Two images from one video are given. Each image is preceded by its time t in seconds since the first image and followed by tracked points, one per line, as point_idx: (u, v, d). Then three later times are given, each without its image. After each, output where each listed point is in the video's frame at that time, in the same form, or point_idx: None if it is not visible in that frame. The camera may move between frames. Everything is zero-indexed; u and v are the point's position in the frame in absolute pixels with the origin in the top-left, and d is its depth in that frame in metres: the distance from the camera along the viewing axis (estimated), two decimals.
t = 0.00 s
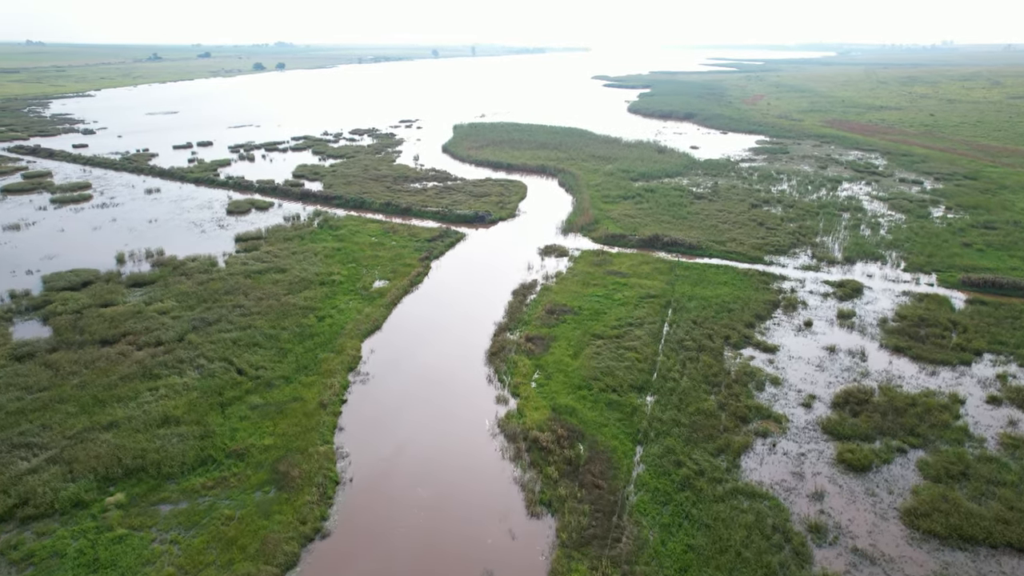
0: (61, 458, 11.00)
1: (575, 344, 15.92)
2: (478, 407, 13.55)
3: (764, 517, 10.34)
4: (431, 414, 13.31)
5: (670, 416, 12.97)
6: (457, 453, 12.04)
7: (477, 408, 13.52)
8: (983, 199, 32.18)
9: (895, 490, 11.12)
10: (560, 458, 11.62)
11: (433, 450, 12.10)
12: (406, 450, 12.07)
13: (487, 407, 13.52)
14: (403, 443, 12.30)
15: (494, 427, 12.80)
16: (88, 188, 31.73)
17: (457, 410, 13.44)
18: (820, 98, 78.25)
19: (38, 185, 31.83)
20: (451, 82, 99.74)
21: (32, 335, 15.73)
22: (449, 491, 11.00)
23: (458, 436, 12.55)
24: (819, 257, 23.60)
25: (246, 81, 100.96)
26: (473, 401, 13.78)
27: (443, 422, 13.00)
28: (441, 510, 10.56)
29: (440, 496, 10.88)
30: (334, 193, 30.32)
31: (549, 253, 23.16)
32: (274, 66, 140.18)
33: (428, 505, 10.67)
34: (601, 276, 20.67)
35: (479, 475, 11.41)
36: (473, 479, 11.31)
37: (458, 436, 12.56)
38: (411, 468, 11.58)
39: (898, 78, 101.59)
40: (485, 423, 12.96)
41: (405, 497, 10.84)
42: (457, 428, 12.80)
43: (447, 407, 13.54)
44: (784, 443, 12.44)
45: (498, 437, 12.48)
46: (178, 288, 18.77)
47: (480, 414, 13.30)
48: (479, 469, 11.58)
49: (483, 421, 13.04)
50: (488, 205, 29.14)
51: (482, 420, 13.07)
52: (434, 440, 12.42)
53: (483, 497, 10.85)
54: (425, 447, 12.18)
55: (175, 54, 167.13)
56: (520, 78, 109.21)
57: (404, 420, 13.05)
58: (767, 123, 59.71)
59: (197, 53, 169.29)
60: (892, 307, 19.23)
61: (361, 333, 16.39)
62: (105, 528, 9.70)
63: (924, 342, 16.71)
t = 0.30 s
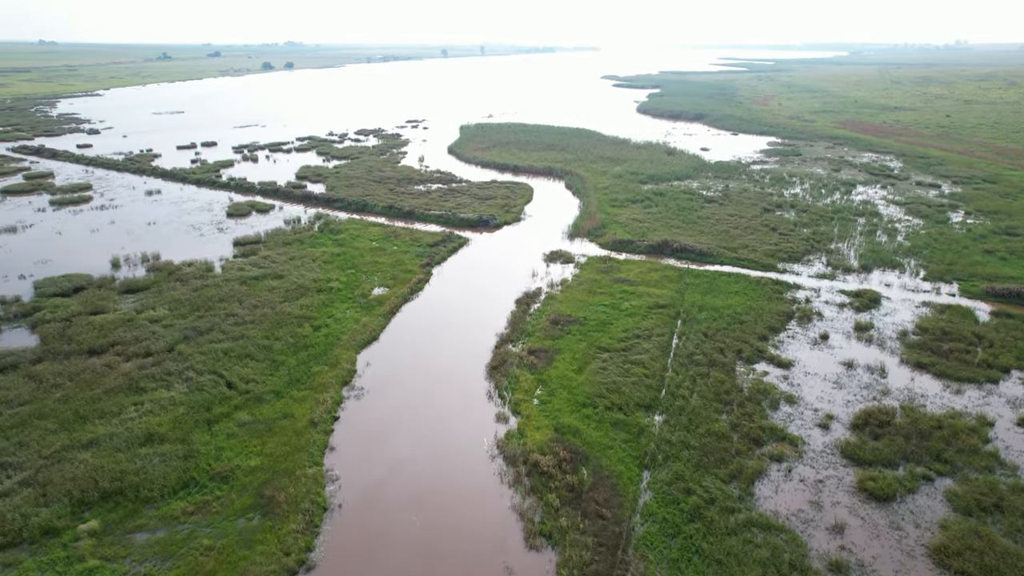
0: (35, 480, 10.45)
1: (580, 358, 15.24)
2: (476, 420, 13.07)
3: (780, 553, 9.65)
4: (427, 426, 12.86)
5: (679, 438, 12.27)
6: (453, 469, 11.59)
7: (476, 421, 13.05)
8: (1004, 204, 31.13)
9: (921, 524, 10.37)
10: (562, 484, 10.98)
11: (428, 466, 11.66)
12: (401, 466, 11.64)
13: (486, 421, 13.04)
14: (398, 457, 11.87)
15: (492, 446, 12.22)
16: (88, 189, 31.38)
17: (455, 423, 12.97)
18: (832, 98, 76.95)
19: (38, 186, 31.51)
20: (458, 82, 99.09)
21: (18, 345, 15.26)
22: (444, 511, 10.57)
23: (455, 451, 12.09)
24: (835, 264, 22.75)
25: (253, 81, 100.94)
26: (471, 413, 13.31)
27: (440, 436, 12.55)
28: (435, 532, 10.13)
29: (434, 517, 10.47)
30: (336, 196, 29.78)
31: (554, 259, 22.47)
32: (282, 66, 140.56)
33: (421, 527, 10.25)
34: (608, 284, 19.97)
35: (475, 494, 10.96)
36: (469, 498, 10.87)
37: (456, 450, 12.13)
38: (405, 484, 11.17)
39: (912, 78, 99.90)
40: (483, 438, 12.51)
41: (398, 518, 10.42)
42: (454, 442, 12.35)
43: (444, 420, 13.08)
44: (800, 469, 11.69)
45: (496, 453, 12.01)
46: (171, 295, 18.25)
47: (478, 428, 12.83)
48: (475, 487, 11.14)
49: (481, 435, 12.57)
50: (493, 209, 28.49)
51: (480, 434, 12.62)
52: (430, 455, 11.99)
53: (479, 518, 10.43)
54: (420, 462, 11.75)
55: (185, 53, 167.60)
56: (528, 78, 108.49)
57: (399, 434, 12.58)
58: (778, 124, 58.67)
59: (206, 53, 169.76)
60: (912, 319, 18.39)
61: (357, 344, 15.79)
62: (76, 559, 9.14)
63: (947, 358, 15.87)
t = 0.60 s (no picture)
0: (6, 505, 9.88)
1: (586, 374, 14.54)
2: (475, 434, 12.63)
3: None
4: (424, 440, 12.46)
5: (690, 464, 11.54)
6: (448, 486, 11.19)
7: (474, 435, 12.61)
8: None
9: (952, 564, 9.61)
10: (565, 515, 10.30)
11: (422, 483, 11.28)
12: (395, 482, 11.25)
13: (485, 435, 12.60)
14: (393, 473, 11.49)
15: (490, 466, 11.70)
16: (89, 191, 31.01)
17: (453, 436, 12.56)
18: (845, 99, 75.68)
19: (39, 188, 31.17)
20: (466, 82, 98.51)
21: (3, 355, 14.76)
22: (436, 530, 10.21)
23: (451, 467, 11.68)
24: (853, 272, 21.87)
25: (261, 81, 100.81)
26: (469, 427, 12.88)
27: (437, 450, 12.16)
28: (426, 554, 9.76)
29: (426, 537, 10.09)
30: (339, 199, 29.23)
31: (560, 266, 21.76)
32: (291, 66, 140.65)
33: (411, 548, 9.87)
34: (616, 293, 19.24)
35: (470, 513, 10.56)
36: (462, 518, 10.47)
37: (452, 465, 11.72)
38: (398, 501, 10.82)
39: (926, 79, 98.19)
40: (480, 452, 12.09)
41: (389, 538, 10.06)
42: (451, 458, 11.93)
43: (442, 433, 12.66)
44: (820, 499, 10.94)
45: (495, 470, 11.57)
46: (164, 303, 17.72)
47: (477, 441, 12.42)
48: (471, 505, 10.74)
49: (479, 450, 12.15)
50: (498, 213, 27.81)
51: (477, 449, 12.21)
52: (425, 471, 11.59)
53: (473, 539, 10.04)
54: (415, 479, 11.36)
55: (195, 53, 168.20)
56: (536, 78, 107.73)
57: (395, 448, 12.19)
58: (790, 125, 57.60)
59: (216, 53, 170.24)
60: (935, 332, 17.52)
61: (353, 357, 15.17)
62: None
63: (974, 376, 15.02)
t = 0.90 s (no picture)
0: None
1: (591, 391, 13.83)
2: (473, 445, 12.32)
3: None
4: (420, 452, 12.12)
5: (701, 494, 10.80)
6: (446, 500, 10.86)
7: (472, 446, 12.30)
8: None
9: None
10: (567, 551, 9.59)
11: (419, 497, 10.94)
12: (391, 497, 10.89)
13: (483, 446, 12.27)
14: (388, 488, 11.14)
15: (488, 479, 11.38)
16: (89, 193, 30.64)
17: (451, 448, 12.23)
18: (859, 99, 74.45)
19: (39, 189, 30.83)
20: (474, 82, 97.89)
21: None
22: (435, 546, 9.89)
23: (449, 480, 11.36)
24: (871, 281, 21.00)
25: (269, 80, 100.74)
26: (467, 438, 12.55)
27: (434, 462, 11.82)
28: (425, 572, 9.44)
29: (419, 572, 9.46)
30: (341, 202, 28.67)
31: (566, 274, 21.04)
32: (300, 65, 140.88)
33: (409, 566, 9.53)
34: (625, 303, 18.51)
35: (469, 528, 10.26)
36: (461, 533, 10.16)
37: (450, 477, 11.41)
38: (394, 516, 10.49)
39: (941, 79, 96.52)
40: (479, 464, 11.77)
41: (386, 555, 9.73)
42: (449, 470, 11.60)
43: (439, 445, 12.31)
44: (842, 534, 10.18)
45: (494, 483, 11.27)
46: (156, 311, 17.19)
47: (475, 453, 12.10)
48: (470, 520, 10.44)
49: (477, 461, 11.85)
50: (504, 217, 27.12)
51: (476, 465, 11.77)
52: (422, 484, 11.25)
53: (473, 555, 9.74)
54: (411, 498, 10.93)
55: (205, 53, 168.79)
56: (545, 78, 106.92)
57: (390, 462, 11.83)
58: (803, 127, 56.54)
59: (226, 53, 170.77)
60: (961, 346, 16.63)
61: (349, 371, 14.54)
62: None
63: (1004, 396, 14.15)
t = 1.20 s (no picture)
0: None
1: (597, 410, 13.12)
2: (471, 447, 12.23)
3: None
4: (417, 454, 12.00)
5: (714, 528, 10.08)
6: (444, 502, 10.80)
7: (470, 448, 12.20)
8: None
9: None
10: None
11: (416, 500, 10.85)
12: (386, 500, 10.81)
13: (481, 448, 12.19)
14: (384, 491, 11.02)
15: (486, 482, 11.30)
16: (89, 195, 30.24)
17: (448, 448, 12.15)
18: (872, 100, 73.14)
19: (38, 191, 30.47)
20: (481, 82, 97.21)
21: None
22: (432, 548, 9.84)
23: (446, 482, 11.28)
24: (890, 291, 20.12)
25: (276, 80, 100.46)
26: (465, 440, 12.45)
27: (431, 465, 11.70)
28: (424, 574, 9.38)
29: None
30: (343, 205, 28.09)
31: (571, 282, 20.32)
32: (307, 64, 140.82)
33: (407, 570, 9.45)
34: (632, 314, 17.77)
35: (467, 530, 10.21)
36: (460, 534, 10.11)
37: (446, 503, 10.76)
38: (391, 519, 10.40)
39: (957, 79, 94.80)
40: (476, 465, 11.72)
41: (383, 559, 9.64)
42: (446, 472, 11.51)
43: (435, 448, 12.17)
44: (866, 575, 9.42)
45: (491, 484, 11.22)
46: (147, 320, 16.63)
47: (473, 455, 12.02)
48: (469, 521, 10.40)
49: (475, 472, 11.55)
50: (508, 221, 26.43)
51: (474, 489, 11.12)
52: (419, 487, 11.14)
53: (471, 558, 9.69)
54: (404, 526, 10.27)
55: (213, 53, 169.18)
56: (552, 78, 106.11)
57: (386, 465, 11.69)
58: (815, 128, 55.47)
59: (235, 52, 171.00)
60: (987, 363, 15.77)
61: (342, 387, 13.91)
62: None
63: None
